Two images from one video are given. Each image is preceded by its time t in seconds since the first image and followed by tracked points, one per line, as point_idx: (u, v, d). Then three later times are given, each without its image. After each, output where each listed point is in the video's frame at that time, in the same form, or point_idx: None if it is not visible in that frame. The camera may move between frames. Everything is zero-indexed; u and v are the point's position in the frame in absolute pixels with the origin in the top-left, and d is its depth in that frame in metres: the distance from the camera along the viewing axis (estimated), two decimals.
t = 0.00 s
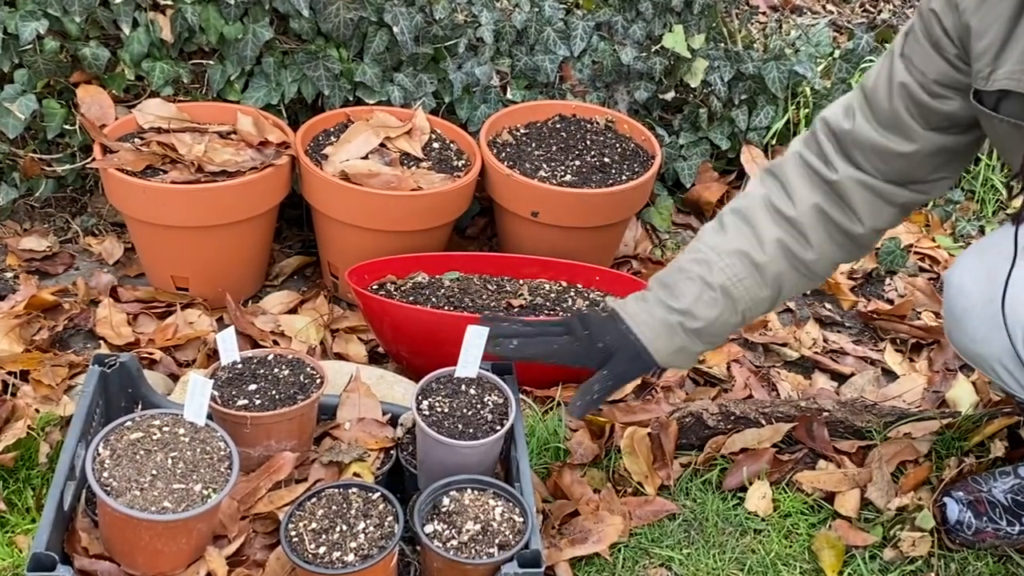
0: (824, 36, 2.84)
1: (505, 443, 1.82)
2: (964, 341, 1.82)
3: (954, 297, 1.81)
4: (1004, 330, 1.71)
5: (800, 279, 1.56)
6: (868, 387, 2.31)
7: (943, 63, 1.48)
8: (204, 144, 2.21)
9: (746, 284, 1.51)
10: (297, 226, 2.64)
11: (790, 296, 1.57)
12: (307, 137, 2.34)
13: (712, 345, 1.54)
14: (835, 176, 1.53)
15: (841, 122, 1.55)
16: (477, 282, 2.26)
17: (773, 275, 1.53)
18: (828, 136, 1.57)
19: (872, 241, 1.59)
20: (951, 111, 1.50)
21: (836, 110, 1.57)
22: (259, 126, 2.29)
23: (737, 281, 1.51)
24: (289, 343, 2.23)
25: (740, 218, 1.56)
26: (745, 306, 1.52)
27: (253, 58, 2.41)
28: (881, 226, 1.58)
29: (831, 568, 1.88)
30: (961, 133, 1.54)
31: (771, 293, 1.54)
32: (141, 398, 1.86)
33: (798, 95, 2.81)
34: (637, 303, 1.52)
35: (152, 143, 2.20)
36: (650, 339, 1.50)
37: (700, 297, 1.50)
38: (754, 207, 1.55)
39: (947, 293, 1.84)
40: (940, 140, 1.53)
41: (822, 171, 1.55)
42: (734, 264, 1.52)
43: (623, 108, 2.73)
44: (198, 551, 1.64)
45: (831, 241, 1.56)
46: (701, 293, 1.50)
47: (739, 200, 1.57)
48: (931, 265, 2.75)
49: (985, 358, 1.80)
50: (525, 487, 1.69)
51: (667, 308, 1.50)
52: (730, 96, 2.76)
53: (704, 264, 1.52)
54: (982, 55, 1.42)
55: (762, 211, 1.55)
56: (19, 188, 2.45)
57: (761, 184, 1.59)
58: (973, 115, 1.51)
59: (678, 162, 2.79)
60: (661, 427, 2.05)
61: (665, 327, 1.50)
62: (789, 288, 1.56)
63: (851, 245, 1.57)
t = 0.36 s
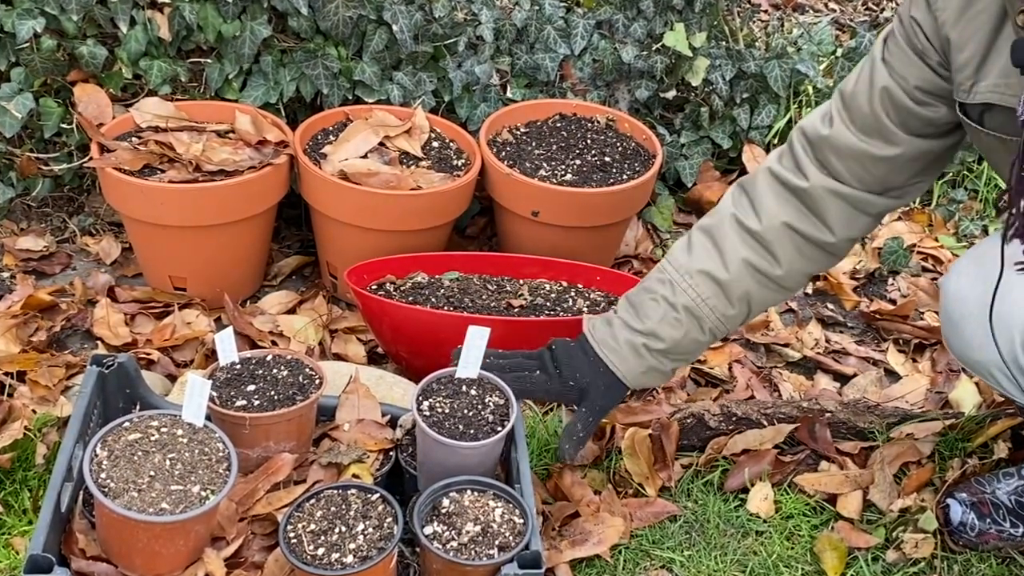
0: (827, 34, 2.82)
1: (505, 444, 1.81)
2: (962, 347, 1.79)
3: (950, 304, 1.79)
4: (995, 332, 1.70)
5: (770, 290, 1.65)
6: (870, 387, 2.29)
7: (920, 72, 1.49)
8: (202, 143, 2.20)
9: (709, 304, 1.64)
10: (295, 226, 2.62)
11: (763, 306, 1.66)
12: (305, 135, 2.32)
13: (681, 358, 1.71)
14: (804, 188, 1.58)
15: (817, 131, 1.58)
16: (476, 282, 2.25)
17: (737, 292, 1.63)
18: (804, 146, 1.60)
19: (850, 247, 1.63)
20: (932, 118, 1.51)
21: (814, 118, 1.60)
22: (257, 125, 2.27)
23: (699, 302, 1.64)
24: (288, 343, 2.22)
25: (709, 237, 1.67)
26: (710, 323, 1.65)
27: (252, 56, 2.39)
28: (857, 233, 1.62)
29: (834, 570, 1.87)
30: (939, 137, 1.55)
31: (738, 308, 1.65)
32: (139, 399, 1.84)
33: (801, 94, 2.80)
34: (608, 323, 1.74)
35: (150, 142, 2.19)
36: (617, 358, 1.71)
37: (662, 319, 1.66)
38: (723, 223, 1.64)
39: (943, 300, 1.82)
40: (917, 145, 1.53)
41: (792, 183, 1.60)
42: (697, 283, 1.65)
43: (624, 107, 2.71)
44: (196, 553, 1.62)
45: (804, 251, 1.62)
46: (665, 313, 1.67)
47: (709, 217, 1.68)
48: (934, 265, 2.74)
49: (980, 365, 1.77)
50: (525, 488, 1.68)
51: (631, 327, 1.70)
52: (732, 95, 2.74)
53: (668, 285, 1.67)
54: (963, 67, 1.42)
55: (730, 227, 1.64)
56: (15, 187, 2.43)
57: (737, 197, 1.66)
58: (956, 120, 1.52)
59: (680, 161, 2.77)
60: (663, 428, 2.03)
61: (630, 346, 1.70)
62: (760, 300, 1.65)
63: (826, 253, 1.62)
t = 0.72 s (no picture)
0: (829, 33, 2.81)
1: (505, 446, 1.79)
2: (964, 347, 1.78)
3: (951, 304, 1.78)
4: (993, 331, 1.69)
5: (769, 287, 1.62)
6: (873, 388, 2.28)
7: (925, 67, 1.47)
8: (199, 142, 2.18)
9: (707, 299, 1.61)
10: (294, 226, 2.61)
11: (761, 303, 1.64)
12: (304, 134, 2.31)
13: (677, 354, 1.68)
14: (806, 182, 1.56)
15: (820, 126, 1.55)
16: (476, 282, 2.23)
17: (736, 288, 1.61)
18: (807, 140, 1.58)
19: (850, 244, 1.61)
20: (937, 113, 1.49)
21: (818, 113, 1.57)
22: (256, 124, 2.26)
23: (697, 297, 1.62)
24: (286, 343, 2.21)
25: (709, 232, 1.64)
26: (708, 319, 1.63)
27: (250, 55, 2.38)
28: (858, 229, 1.59)
29: (836, 572, 1.85)
30: (944, 133, 1.53)
31: (736, 305, 1.62)
32: (136, 400, 1.83)
33: (803, 92, 2.79)
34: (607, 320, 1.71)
35: (147, 141, 2.17)
36: (614, 353, 1.69)
37: (660, 315, 1.64)
38: (723, 218, 1.62)
39: (944, 300, 1.81)
40: (921, 140, 1.51)
41: (794, 177, 1.57)
42: (696, 278, 1.62)
43: (624, 105, 2.71)
44: (194, 555, 1.60)
45: (805, 247, 1.59)
46: (662, 309, 1.64)
47: (709, 212, 1.65)
48: (937, 265, 2.72)
49: (982, 367, 1.76)
50: (525, 489, 1.66)
51: (628, 323, 1.67)
52: (733, 94, 2.73)
53: (666, 280, 1.65)
54: (964, 66, 1.41)
55: (730, 222, 1.61)
56: (12, 186, 2.42)
57: (738, 192, 1.64)
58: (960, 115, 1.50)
59: (681, 161, 2.76)
60: (664, 430, 2.02)
61: (627, 342, 1.67)
62: (758, 296, 1.63)
63: (827, 249, 1.60)
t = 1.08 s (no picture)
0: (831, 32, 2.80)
1: (505, 446, 1.79)
2: (966, 349, 1.77)
3: (954, 305, 1.78)
4: (994, 331, 1.68)
5: (770, 288, 1.61)
6: (875, 388, 2.26)
7: (927, 65, 1.46)
8: (198, 142, 2.17)
9: (708, 302, 1.60)
10: (293, 225, 2.60)
11: (762, 304, 1.63)
12: (303, 133, 2.30)
13: (677, 356, 1.67)
14: (807, 183, 1.54)
15: (821, 126, 1.54)
16: (476, 282, 2.22)
17: (736, 289, 1.60)
18: (808, 140, 1.57)
19: (851, 244, 1.60)
20: (939, 112, 1.48)
21: (819, 112, 1.56)
22: (255, 124, 2.25)
23: (697, 299, 1.60)
24: (285, 344, 2.20)
25: (709, 233, 1.63)
26: (709, 322, 1.62)
27: (249, 54, 2.37)
28: (859, 230, 1.58)
29: (838, 573, 1.84)
30: (946, 133, 1.52)
31: (736, 306, 1.61)
32: (135, 401, 1.82)
33: (804, 91, 2.78)
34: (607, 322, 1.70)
35: (145, 141, 2.16)
36: (613, 356, 1.68)
37: (660, 317, 1.63)
38: (724, 219, 1.61)
39: (947, 301, 1.80)
40: (923, 140, 1.50)
41: (795, 178, 1.56)
42: (696, 280, 1.61)
43: (625, 105, 2.70)
44: (192, 556, 1.59)
45: (806, 248, 1.58)
46: (662, 311, 1.63)
47: (709, 213, 1.64)
48: (939, 265, 2.71)
49: (983, 367, 1.76)
50: (525, 490, 1.66)
51: (628, 325, 1.66)
52: (734, 93, 2.72)
53: (666, 282, 1.64)
54: (966, 65, 1.40)
55: (731, 223, 1.60)
56: (10, 186, 2.41)
57: (739, 193, 1.62)
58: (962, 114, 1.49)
59: (681, 160, 2.75)
60: (664, 430, 2.01)
61: (626, 344, 1.66)
62: (759, 298, 1.61)
63: (828, 250, 1.59)
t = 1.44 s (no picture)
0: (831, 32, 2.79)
1: (505, 447, 1.79)
2: (968, 349, 1.77)
3: (955, 305, 1.78)
4: (997, 331, 1.68)
5: (769, 289, 1.61)
6: (875, 388, 2.26)
7: (931, 64, 1.45)
8: (198, 142, 2.18)
9: (706, 303, 1.60)
10: (293, 225, 2.60)
11: (760, 305, 1.63)
12: (303, 133, 2.30)
13: (676, 357, 1.67)
14: (807, 182, 1.54)
15: (822, 124, 1.54)
16: (476, 282, 2.22)
17: (735, 290, 1.59)
18: (808, 139, 1.57)
19: (851, 244, 1.60)
20: (942, 111, 1.47)
21: (819, 111, 1.56)
22: (255, 124, 2.25)
23: (696, 300, 1.60)
24: (285, 344, 2.20)
25: (707, 233, 1.63)
26: (707, 322, 1.62)
27: (249, 54, 2.37)
28: (859, 229, 1.58)
29: (838, 573, 1.84)
30: (947, 131, 1.51)
31: (735, 307, 1.61)
32: (135, 401, 1.82)
33: (804, 91, 2.78)
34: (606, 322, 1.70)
35: (146, 141, 2.16)
36: (612, 357, 1.68)
37: (658, 318, 1.63)
38: (722, 219, 1.60)
39: (949, 302, 1.81)
40: (925, 138, 1.50)
41: (795, 177, 1.55)
42: (695, 281, 1.60)
43: (625, 105, 2.70)
44: (192, 556, 1.59)
45: (805, 248, 1.58)
46: (660, 312, 1.63)
47: (707, 213, 1.63)
48: (939, 265, 2.71)
49: (985, 367, 1.76)
50: (525, 490, 1.66)
51: (627, 326, 1.66)
52: (734, 93, 2.72)
53: (664, 283, 1.63)
54: (972, 64, 1.39)
55: (729, 223, 1.60)
56: (9, 186, 2.41)
57: (737, 192, 1.62)
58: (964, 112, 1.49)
59: (681, 160, 2.75)
60: (664, 430, 2.00)
61: (625, 345, 1.66)
62: (757, 298, 1.61)
63: (827, 250, 1.59)
